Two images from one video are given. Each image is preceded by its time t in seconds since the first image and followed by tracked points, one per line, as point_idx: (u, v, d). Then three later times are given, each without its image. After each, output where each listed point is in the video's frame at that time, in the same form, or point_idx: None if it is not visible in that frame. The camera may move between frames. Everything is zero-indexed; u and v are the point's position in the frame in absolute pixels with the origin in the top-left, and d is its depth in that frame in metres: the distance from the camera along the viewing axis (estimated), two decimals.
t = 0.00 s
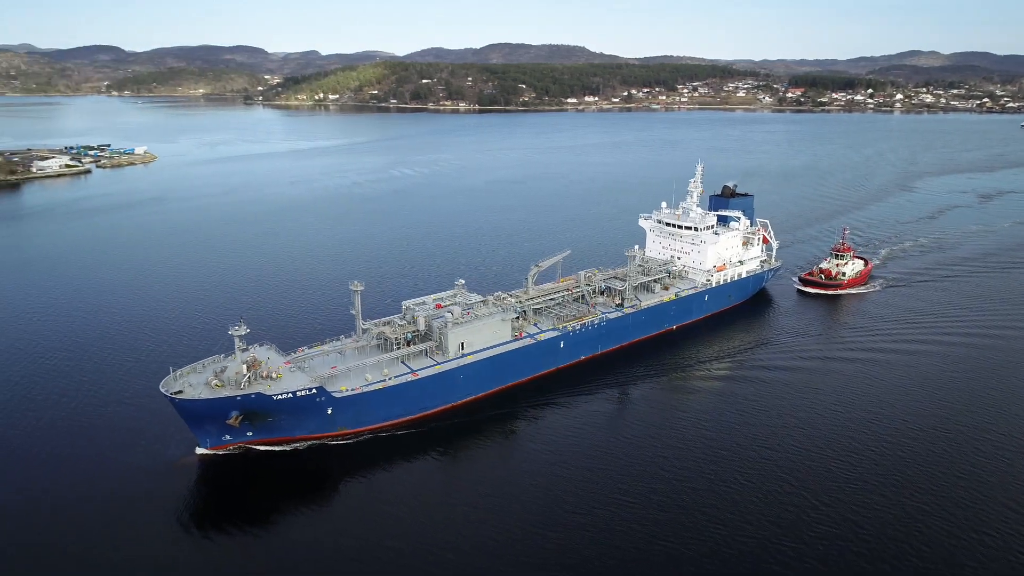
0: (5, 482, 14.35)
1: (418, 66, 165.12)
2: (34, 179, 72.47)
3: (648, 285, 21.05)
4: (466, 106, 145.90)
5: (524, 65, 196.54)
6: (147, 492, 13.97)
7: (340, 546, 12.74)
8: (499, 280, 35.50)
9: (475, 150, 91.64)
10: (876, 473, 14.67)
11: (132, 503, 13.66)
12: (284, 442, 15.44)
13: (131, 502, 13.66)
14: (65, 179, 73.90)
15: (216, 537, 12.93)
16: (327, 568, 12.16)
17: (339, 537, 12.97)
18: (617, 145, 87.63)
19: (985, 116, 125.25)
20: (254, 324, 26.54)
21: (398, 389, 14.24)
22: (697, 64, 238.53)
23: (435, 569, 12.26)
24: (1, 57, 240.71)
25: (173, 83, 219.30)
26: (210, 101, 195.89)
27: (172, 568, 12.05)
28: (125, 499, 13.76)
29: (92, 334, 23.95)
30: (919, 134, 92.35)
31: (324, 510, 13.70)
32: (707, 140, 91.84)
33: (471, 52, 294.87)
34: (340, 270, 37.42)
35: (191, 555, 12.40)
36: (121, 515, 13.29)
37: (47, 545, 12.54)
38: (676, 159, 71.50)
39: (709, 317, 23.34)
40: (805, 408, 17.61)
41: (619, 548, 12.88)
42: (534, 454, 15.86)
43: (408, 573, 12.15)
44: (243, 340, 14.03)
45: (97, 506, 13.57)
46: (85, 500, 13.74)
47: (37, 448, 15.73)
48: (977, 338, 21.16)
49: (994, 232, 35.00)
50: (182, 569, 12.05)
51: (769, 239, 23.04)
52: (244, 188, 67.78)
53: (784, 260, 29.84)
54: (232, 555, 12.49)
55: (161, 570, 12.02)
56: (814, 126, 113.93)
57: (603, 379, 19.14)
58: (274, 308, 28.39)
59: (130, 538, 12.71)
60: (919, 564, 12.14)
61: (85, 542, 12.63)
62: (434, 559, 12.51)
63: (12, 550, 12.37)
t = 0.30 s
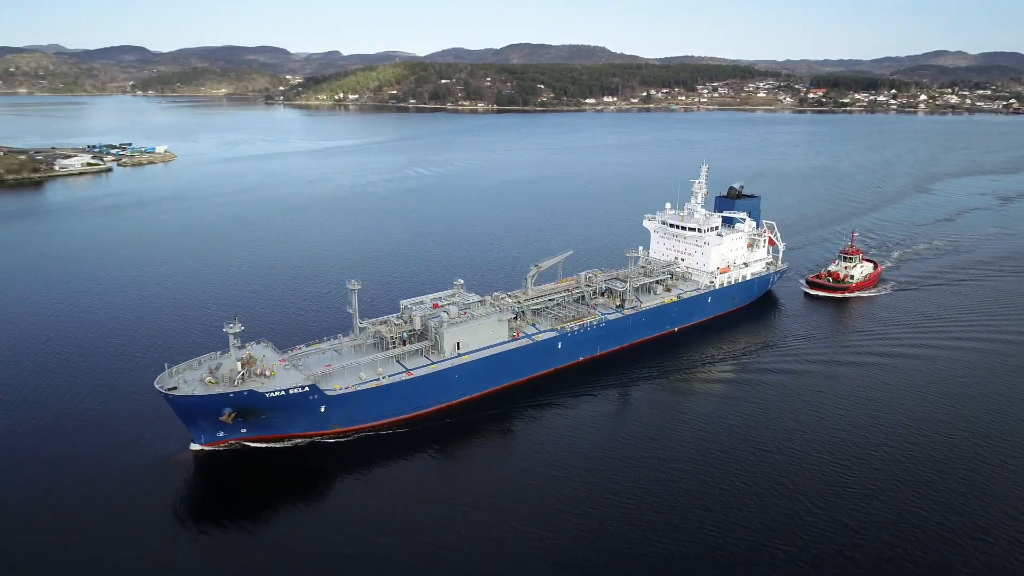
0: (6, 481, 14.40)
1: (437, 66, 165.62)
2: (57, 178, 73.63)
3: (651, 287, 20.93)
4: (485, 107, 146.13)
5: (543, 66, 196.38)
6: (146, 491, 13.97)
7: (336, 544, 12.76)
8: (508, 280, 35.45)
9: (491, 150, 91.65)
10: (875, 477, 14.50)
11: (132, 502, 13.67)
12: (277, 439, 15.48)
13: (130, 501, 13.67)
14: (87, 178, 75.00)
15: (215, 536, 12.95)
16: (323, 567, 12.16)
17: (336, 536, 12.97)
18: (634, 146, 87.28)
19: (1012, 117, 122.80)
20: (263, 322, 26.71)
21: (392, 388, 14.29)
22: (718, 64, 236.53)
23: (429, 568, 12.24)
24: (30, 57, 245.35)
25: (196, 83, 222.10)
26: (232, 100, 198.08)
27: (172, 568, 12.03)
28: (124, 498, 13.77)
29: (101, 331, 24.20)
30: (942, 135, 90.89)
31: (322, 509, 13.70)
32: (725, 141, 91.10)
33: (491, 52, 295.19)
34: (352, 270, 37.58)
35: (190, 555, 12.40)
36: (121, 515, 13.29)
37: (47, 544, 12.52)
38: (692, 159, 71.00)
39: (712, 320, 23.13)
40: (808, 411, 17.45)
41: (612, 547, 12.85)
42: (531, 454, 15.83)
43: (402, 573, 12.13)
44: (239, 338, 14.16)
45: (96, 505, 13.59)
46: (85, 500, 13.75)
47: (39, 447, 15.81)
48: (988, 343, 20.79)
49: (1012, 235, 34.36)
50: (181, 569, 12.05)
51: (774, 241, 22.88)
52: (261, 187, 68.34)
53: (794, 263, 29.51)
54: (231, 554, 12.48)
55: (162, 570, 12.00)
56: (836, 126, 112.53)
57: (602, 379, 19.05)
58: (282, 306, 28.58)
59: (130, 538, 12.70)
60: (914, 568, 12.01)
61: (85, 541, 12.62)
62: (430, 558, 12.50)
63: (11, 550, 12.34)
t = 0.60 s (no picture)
0: (8, 477, 14.53)
1: (457, 66, 166.11)
2: (80, 175, 74.88)
3: (653, 289, 20.86)
4: (504, 107, 146.20)
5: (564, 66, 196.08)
6: (146, 490, 14.05)
7: (337, 543, 12.77)
8: (518, 280, 35.40)
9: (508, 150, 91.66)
10: (874, 482, 14.34)
11: (132, 500, 13.73)
12: (273, 436, 15.55)
13: (130, 500, 13.74)
14: (110, 176, 76.24)
15: (215, 534, 13.00)
16: (322, 566, 12.17)
17: (335, 534, 12.99)
18: (652, 146, 86.83)
19: None
20: (273, 321, 26.96)
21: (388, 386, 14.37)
22: (741, 64, 234.37)
23: (428, 569, 12.23)
24: (60, 58, 250.31)
25: (220, 83, 224.89)
26: (255, 100, 200.14)
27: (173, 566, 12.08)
28: (124, 496, 13.84)
29: (111, 328, 24.52)
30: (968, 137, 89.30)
31: (322, 507, 13.73)
32: (744, 142, 90.28)
33: (513, 52, 295.23)
34: (365, 269, 37.78)
35: (191, 553, 12.45)
36: (121, 514, 13.34)
37: (47, 543, 12.60)
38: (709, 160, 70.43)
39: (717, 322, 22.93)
40: (810, 415, 17.29)
41: (606, 546, 12.82)
42: (529, 454, 15.81)
43: (401, 573, 12.11)
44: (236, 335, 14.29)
45: (96, 503, 13.66)
46: (86, 497, 13.85)
47: (41, 443, 15.96)
48: (1002, 348, 20.40)
49: None
50: (181, 567, 12.10)
51: (781, 243, 22.67)
52: (278, 185, 68.92)
53: (806, 266, 29.14)
54: (230, 553, 12.54)
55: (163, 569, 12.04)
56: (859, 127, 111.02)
57: (604, 380, 18.97)
58: (292, 304, 28.82)
59: (131, 537, 12.76)
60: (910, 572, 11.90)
61: (85, 541, 12.68)
62: (428, 558, 12.50)
63: (11, 549, 12.40)
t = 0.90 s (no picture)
0: (10, 473, 14.69)
1: (477, 66, 166.34)
2: (103, 174, 76.00)
3: (656, 290, 20.77)
4: (524, 107, 146.11)
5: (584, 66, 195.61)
6: (145, 488, 14.12)
7: (337, 541, 12.80)
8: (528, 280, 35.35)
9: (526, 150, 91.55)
10: (872, 485, 14.22)
11: (132, 498, 13.81)
12: (268, 432, 15.67)
13: (129, 498, 13.83)
14: (132, 174, 77.31)
15: (215, 532, 13.06)
16: (322, 565, 12.20)
17: (334, 533, 13.02)
18: (671, 146, 86.26)
19: None
20: (283, 320, 27.16)
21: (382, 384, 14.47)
22: (764, 64, 231.99)
23: (426, 569, 12.23)
24: (88, 58, 254.67)
25: (243, 83, 227.31)
26: (278, 100, 201.96)
27: (174, 565, 12.14)
28: (123, 494, 13.93)
29: (122, 325, 24.85)
30: (994, 138, 87.59)
31: (323, 506, 13.77)
32: (764, 143, 89.37)
33: (534, 52, 295.06)
34: (377, 268, 37.94)
35: (191, 552, 12.49)
36: (120, 512, 13.42)
37: (45, 540, 12.70)
38: (727, 161, 69.82)
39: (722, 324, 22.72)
40: (812, 418, 17.16)
41: (599, 545, 12.82)
42: (527, 453, 15.80)
43: (399, 573, 12.11)
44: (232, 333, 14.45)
45: (95, 500, 13.76)
46: (86, 495, 13.96)
47: (43, 439, 16.13)
48: (1015, 353, 20.02)
49: None
50: (182, 566, 12.15)
51: (788, 244, 22.47)
52: (296, 184, 69.49)
53: (817, 269, 28.78)
54: (228, 551, 12.58)
55: (163, 568, 12.08)
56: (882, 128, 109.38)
57: (606, 381, 18.88)
58: (301, 302, 29.02)
59: (129, 535, 12.83)
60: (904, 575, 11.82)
61: (83, 539, 12.76)
62: (426, 557, 12.51)
63: (10, 546, 12.49)
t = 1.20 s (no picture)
0: (9, 468, 14.77)
1: (495, 65, 166.49)
2: (124, 172, 77.03)
3: (657, 291, 20.69)
4: (542, 107, 145.98)
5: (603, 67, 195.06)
6: (143, 485, 14.14)
7: (337, 540, 12.80)
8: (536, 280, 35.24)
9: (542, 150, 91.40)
10: (867, 490, 14.17)
11: (130, 496, 13.82)
12: (262, 429, 15.74)
13: (128, 495, 13.85)
14: (152, 172, 78.29)
15: (215, 531, 13.06)
16: (322, 565, 12.20)
17: (333, 532, 13.02)
18: (688, 147, 85.62)
19: None
20: (290, 320, 27.36)
21: (377, 382, 14.64)
22: (786, 64, 229.71)
23: (426, 569, 12.21)
24: (114, 58, 258.61)
25: (265, 83, 229.37)
26: (298, 100, 203.53)
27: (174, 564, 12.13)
28: (121, 491, 13.96)
29: (129, 323, 25.07)
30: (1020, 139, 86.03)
31: (323, 505, 13.77)
32: (783, 144, 88.48)
33: (553, 52, 294.70)
34: (389, 267, 38.09)
35: (191, 551, 12.49)
36: (118, 509, 13.45)
37: (43, 537, 12.68)
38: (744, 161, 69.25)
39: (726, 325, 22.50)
40: (815, 421, 17.04)
41: (593, 545, 12.87)
42: (524, 451, 15.84)
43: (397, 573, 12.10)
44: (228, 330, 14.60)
45: (93, 496, 13.78)
46: (84, 490, 13.99)
47: (45, 434, 16.24)
48: None
49: None
50: (182, 565, 12.15)
51: (794, 246, 22.29)
52: (311, 183, 69.96)
53: (828, 272, 28.43)
54: (228, 551, 12.57)
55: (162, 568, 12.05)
56: (905, 129, 107.84)
57: (607, 381, 18.84)
58: (308, 301, 29.16)
59: (127, 533, 12.82)
60: None
61: (80, 535, 12.76)
62: (425, 557, 12.51)
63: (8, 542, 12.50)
